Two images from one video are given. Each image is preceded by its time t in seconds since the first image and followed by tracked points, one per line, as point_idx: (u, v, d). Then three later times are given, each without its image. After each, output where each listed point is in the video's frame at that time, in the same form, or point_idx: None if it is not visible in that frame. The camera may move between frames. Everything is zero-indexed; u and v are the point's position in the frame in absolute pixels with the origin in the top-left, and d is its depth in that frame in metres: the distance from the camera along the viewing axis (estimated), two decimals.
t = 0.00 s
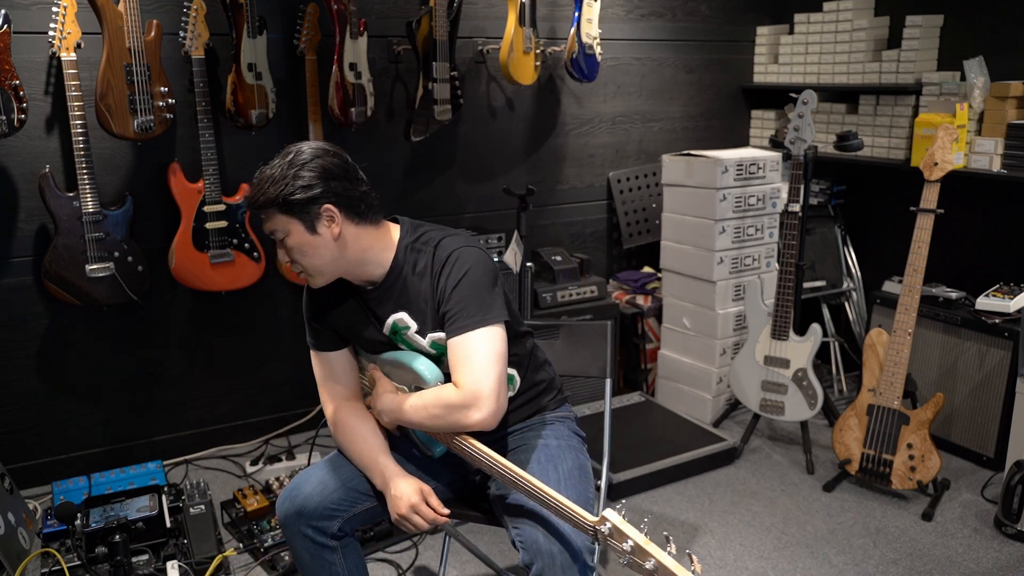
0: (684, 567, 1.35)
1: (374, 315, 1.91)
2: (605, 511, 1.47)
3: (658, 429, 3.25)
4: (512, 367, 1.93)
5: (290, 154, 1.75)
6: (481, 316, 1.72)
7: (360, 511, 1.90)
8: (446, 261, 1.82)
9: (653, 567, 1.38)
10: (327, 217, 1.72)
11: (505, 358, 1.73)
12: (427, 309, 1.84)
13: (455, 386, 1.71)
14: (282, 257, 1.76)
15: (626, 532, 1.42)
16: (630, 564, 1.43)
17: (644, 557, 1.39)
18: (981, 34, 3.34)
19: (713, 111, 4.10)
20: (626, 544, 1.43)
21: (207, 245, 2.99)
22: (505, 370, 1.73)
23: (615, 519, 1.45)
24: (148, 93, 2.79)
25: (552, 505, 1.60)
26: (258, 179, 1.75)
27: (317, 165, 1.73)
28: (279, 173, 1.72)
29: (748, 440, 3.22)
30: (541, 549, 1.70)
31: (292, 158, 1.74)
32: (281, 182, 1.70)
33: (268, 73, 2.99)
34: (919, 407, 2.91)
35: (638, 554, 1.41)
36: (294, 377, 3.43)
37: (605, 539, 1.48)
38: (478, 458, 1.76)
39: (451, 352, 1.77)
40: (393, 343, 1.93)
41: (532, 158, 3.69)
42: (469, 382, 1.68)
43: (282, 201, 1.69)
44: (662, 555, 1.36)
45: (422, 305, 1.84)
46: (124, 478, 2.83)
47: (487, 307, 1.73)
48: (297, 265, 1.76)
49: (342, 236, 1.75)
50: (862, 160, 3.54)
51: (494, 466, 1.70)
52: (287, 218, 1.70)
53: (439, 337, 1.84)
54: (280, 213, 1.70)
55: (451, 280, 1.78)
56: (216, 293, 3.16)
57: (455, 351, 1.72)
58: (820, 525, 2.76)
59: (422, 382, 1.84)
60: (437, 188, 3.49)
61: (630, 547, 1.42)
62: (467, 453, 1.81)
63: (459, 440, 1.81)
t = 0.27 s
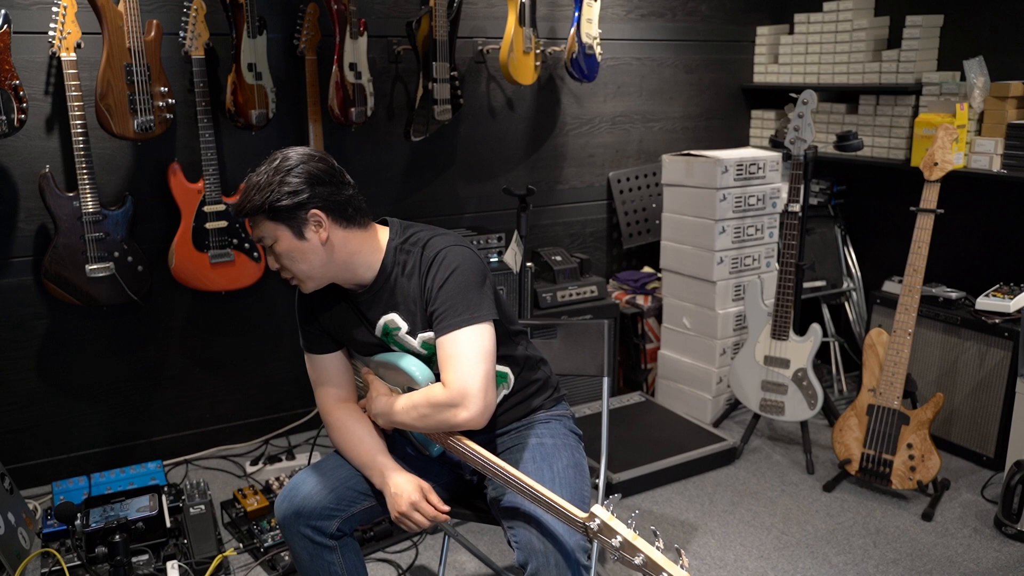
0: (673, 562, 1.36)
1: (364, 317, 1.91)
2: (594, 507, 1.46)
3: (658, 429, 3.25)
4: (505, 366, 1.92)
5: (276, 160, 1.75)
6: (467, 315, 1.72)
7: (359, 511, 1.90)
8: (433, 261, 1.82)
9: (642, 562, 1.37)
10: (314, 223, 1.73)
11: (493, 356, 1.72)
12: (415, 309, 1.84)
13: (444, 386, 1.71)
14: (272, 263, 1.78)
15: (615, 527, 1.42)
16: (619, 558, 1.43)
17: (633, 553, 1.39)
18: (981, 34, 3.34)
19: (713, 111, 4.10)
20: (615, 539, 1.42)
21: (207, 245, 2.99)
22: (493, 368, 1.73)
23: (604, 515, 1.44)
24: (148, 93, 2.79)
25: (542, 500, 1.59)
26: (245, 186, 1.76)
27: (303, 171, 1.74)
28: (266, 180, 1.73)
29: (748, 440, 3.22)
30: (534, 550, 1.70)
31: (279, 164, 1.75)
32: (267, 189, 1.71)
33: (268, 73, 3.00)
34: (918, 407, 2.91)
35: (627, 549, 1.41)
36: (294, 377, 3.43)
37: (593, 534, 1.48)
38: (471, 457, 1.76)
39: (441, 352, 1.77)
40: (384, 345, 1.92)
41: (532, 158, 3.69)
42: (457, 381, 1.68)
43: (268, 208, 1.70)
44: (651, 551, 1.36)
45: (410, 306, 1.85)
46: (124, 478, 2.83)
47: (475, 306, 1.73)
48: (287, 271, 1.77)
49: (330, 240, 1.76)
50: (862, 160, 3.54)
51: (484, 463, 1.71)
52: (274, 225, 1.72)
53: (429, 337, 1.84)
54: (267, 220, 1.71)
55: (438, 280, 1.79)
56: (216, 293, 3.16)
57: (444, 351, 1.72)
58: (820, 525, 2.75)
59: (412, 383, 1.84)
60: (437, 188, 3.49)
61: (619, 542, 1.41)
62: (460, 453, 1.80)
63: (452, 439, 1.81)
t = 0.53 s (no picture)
0: (665, 554, 1.37)
1: (358, 316, 1.91)
2: (588, 501, 1.47)
3: (659, 429, 3.25)
4: (500, 363, 1.92)
5: (270, 162, 1.76)
6: (461, 312, 1.72)
7: (357, 509, 1.90)
8: (426, 259, 1.83)
9: (635, 555, 1.39)
10: (308, 223, 1.73)
11: (487, 352, 1.72)
12: (409, 308, 1.84)
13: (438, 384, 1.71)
14: (267, 265, 1.77)
15: (608, 521, 1.43)
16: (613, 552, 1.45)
17: (627, 545, 1.41)
18: (981, 34, 3.34)
19: (713, 111, 4.10)
20: (609, 532, 1.44)
21: (207, 245, 2.98)
22: (488, 365, 1.73)
23: (599, 509, 1.46)
24: (148, 93, 2.79)
25: (537, 496, 1.60)
26: (239, 189, 1.76)
27: (296, 172, 1.74)
28: (259, 182, 1.73)
29: (748, 440, 3.22)
30: (530, 548, 1.70)
31: (272, 167, 1.75)
32: (261, 191, 1.71)
33: (268, 73, 2.99)
34: (918, 407, 2.91)
35: (620, 542, 1.42)
36: (294, 377, 3.43)
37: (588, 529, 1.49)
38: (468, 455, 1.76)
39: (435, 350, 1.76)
40: (380, 344, 1.92)
41: (532, 158, 3.69)
42: (452, 378, 1.68)
43: (263, 210, 1.70)
44: (644, 543, 1.37)
45: (404, 305, 1.85)
46: (124, 478, 2.83)
47: (468, 304, 1.73)
48: (282, 273, 1.77)
49: (324, 241, 1.76)
50: (862, 160, 3.54)
51: (481, 460, 1.71)
52: (268, 226, 1.71)
53: (423, 335, 1.84)
54: (262, 222, 1.71)
55: (432, 279, 1.79)
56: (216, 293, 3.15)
57: (438, 349, 1.72)
58: (820, 525, 2.75)
59: (407, 382, 1.84)
60: (437, 188, 3.49)
61: (613, 535, 1.43)
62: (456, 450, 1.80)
63: (448, 436, 1.81)
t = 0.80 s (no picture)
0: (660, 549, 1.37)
1: (356, 315, 1.91)
2: (583, 497, 1.48)
3: (659, 429, 3.25)
4: (497, 362, 1.92)
5: (268, 162, 1.76)
6: (458, 310, 1.72)
7: (356, 507, 1.90)
8: (424, 258, 1.83)
9: (630, 550, 1.39)
10: (307, 222, 1.73)
11: (484, 350, 1.72)
12: (406, 306, 1.84)
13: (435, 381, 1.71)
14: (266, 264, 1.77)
15: (603, 516, 1.44)
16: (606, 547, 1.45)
17: (621, 541, 1.41)
18: (981, 34, 3.34)
19: (713, 111, 4.10)
20: (604, 528, 1.44)
21: (207, 245, 2.98)
22: (485, 363, 1.73)
23: (593, 505, 1.46)
24: (148, 93, 2.79)
25: (534, 493, 1.60)
26: (238, 188, 1.76)
27: (295, 171, 1.74)
28: (257, 182, 1.73)
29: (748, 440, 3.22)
30: (527, 548, 1.70)
31: (271, 166, 1.75)
32: (260, 190, 1.71)
33: (268, 73, 2.99)
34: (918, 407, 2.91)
35: (615, 538, 1.42)
36: (294, 377, 3.43)
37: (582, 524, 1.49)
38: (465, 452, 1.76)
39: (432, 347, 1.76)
40: (377, 343, 1.92)
41: (532, 158, 3.69)
42: (449, 375, 1.68)
43: (261, 209, 1.70)
44: (639, 538, 1.37)
45: (401, 303, 1.85)
46: (124, 478, 2.83)
47: (465, 302, 1.73)
48: (282, 272, 1.77)
49: (322, 239, 1.76)
50: (862, 160, 3.54)
51: (478, 458, 1.71)
52: (267, 225, 1.71)
53: (421, 334, 1.83)
54: (260, 221, 1.71)
55: (429, 277, 1.79)
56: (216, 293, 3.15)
57: (436, 346, 1.72)
58: (820, 525, 2.75)
59: (404, 381, 1.84)
60: (437, 188, 3.49)
61: (607, 531, 1.43)
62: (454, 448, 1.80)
63: (446, 434, 1.81)
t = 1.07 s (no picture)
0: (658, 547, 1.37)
1: (355, 315, 1.91)
2: (581, 494, 1.48)
3: (659, 429, 3.25)
4: (497, 362, 1.92)
5: (267, 162, 1.76)
6: (457, 309, 1.72)
7: (356, 507, 1.90)
8: (423, 257, 1.83)
9: (628, 547, 1.39)
10: (306, 221, 1.73)
11: (483, 349, 1.72)
12: (406, 306, 1.84)
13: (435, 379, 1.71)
14: (267, 264, 1.78)
15: (601, 513, 1.43)
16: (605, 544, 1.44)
17: (619, 538, 1.41)
18: (982, 34, 3.34)
19: (713, 111, 4.10)
20: (602, 526, 1.44)
21: (207, 244, 2.98)
22: (484, 362, 1.73)
23: (591, 502, 1.46)
24: (148, 93, 2.79)
25: (533, 491, 1.60)
26: (238, 188, 1.76)
27: (294, 171, 1.74)
28: (256, 182, 1.73)
29: (748, 440, 3.22)
30: (527, 548, 1.70)
31: (270, 166, 1.75)
32: (259, 190, 1.71)
33: (268, 73, 2.99)
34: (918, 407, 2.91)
35: (613, 535, 1.42)
36: (294, 377, 3.42)
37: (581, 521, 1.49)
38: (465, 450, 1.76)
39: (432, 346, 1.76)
40: (377, 343, 1.92)
41: (532, 158, 3.69)
42: (448, 374, 1.68)
43: (261, 209, 1.70)
44: (637, 536, 1.37)
45: (401, 303, 1.85)
46: (124, 478, 2.83)
47: (465, 301, 1.73)
48: (282, 271, 1.77)
49: (322, 239, 1.75)
50: (862, 160, 3.54)
51: (477, 457, 1.71)
52: (267, 225, 1.71)
53: (420, 333, 1.83)
54: (260, 221, 1.71)
55: (428, 276, 1.79)
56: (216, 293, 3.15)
57: (435, 345, 1.72)
58: (820, 525, 2.75)
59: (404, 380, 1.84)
60: (437, 188, 3.49)
61: (606, 528, 1.43)
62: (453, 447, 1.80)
63: (445, 433, 1.81)
